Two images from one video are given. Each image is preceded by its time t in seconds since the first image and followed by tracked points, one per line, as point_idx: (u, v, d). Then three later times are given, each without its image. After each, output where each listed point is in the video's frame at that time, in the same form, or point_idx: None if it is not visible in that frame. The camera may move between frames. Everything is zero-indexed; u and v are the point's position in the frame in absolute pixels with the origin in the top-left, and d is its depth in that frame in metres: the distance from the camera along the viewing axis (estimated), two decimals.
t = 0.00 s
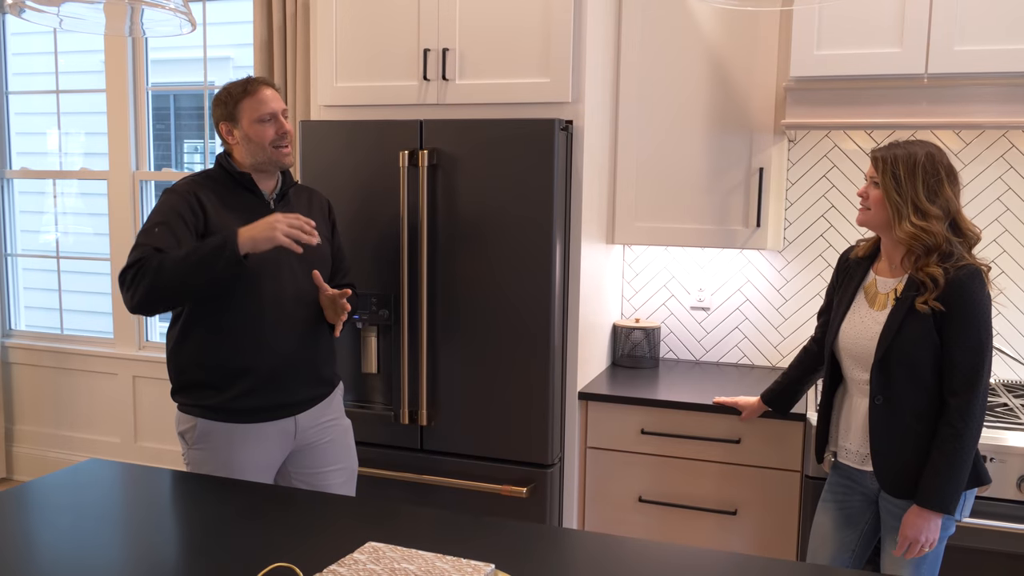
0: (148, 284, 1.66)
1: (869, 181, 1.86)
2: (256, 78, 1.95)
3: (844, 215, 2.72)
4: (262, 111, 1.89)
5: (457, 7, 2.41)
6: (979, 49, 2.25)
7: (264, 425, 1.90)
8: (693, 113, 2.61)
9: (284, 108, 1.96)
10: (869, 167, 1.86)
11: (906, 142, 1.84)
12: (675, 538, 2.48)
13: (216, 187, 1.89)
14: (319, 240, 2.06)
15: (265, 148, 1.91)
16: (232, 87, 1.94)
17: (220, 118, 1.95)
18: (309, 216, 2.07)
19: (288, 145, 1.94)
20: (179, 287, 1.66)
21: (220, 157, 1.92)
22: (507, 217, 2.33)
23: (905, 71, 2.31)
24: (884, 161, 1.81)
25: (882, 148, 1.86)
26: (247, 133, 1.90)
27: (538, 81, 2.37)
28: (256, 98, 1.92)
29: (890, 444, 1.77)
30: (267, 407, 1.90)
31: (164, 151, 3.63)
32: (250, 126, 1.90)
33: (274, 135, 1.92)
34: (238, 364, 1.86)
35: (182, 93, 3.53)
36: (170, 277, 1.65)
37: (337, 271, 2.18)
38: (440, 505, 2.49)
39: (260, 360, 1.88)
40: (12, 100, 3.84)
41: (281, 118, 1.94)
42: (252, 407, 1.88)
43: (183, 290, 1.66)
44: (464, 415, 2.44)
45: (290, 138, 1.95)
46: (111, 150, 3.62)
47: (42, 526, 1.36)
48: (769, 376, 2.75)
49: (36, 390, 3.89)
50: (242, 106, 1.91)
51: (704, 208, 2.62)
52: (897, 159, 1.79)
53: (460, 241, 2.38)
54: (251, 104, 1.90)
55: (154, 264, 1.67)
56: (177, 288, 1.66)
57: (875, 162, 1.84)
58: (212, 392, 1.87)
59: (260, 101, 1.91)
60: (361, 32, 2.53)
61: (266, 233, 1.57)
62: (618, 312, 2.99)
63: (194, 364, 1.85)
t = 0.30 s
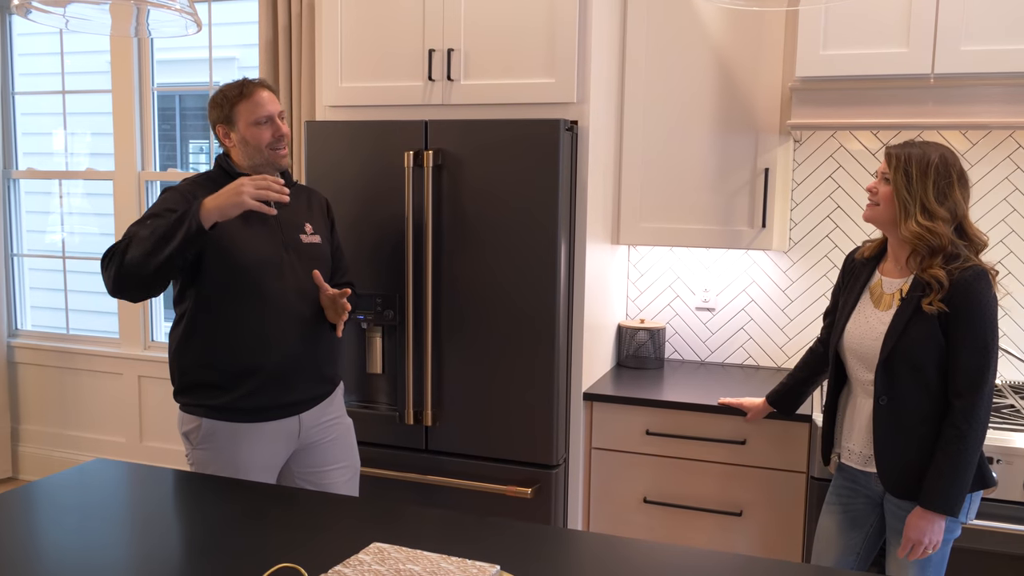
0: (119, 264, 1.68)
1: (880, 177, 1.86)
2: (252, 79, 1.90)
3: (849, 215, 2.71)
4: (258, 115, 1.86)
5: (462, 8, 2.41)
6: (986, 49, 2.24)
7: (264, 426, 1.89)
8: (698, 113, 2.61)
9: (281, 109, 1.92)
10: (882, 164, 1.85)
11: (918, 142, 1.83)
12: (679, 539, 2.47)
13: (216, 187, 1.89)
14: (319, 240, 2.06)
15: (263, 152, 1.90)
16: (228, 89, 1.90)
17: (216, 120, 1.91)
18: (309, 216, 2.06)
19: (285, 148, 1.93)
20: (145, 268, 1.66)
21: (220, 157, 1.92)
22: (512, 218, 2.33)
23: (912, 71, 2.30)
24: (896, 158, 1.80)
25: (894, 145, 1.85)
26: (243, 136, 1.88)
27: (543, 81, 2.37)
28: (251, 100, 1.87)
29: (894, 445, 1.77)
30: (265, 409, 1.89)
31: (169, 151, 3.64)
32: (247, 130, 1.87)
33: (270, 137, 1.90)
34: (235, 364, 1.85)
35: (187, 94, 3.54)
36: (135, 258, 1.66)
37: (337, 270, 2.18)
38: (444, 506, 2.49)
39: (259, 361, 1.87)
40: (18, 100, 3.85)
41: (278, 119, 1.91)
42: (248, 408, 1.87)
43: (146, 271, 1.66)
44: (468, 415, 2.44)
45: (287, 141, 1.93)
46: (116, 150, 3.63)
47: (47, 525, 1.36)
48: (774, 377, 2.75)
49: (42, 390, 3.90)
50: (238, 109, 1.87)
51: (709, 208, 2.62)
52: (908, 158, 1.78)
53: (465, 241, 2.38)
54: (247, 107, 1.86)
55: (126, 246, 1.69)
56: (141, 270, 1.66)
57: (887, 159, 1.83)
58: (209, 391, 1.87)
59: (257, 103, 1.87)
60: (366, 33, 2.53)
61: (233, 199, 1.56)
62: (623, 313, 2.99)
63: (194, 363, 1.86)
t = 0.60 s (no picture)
0: (105, 258, 1.69)
1: (882, 179, 1.85)
2: (251, 80, 1.90)
3: (854, 216, 2.71)
4: (257, 117, 1.86)
5: (467, 8, 2.41)
6: (993, 49, 2.23)
7: (264, 426, 1.89)
8: (703, 113, 2.60)
9: (280, 110, 1.91)
10: (883, 166, 1.84)
11: (920, 143, 1.83)
12: (683, 540, 2.47)
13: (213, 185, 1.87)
14: (319, 239, 2.06)
15: (260, 153, 1.89)
16: (227, 89, 1.89)
17: (215, 120, 1.91)
18: (307, 215, 2.05)
19: (283, 149, 1.92)
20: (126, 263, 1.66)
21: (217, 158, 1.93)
22: (516, 218, 2.33)
23: (917, 72, 2.29)
24: (898, 160, 1.79)
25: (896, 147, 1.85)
26: (241, 137, 1.88)
27: (547, 81, 2.36)
28: (250, 101, 1.87)
29: (899, 446, 1.76)
30: (260, 410, 1.88)
31: (174, 151, 3.65)
32: (244, 131, 1.87)
33: (268, 139, 1.89)
34: (232, 364, 1.85)
35: (192, 94, 3.55)
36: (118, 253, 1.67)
37: (336, 268, 2.18)
38: (448, 505, 2.49)
39: (258, 361, 1.87)
40: (24, 100, 3.86)
41: (276, 121, 1.90)
42: (242, 408, 1.86)
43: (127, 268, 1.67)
44: (472, 415, 2.44)
45: (285, 142, 1.92)
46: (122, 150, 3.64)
47: (52, 525, 1.37)
48: (778, 378, 2.74)
49: (47, 389, 3.91)
50: (236, 110, 1.87)
51: (713, 208, 2.61)
52: (910, 159, 1.78)
53: (469, 242, 2.38)
54: (245, 109, 1.86)
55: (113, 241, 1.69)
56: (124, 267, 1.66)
57: (889, 162, 1.82)
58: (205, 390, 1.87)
59: (255, 105, 1.86)
60: (371, 33, 2.53)
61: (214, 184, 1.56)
62: (627, 313, 2.98)
63: (192, 362, 1.86)
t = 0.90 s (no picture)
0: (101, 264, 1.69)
1: (881, 177, 1.84)
2: (252, 81, 1.90)
3: (857, 216, 2.70)
4: (255, 118, 1.86)
5: (468, 7, 2.41)
6: (996, 49, 2.22)
7: (264, 426, 1.90)
8: (705, 113, 2.60)
9: (279, 113, 1.92)
10: (882, 164, 1.83)
11: (919, 142, 1.82)
12: (685, 541, 2.46)
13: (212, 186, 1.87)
14: (317, 240, 2.06)
15: (257, 154, 1.88)
16: (226, 90, 1.90)
17: (214, 121, 1.92)
18: (305, 215, 2.05)
19: (281, 151, 1.91)
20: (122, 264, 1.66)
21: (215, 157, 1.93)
22: (517, 218, 2.33)
23: (920, 72, 2.28)
24: (897, 158, 1.78)
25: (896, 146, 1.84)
26: (239, 139, 1.88)
27: (549, 81, 2.36)
28: (248, 103, 1.87)
29: (898, 447, 1.75)
30: (259, 411, 1.88)
31: (177, 151, 3.65)
32: (242, 132, 1.87)
33: (266, 140, 1.89)
34: (230, 365, 1.85)
35: (195, 94, 3.55)
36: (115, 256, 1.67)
37: (334, 269, 2.18)
38: (450, 506, 2.49)
39: (257, 362, 1.87)
40: (28, 100, 3.87)
41: (275, 123, 1.91)
42: (240, 409, 1.86)
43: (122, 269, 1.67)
44: (474, 416, 2.44)
45: (283, 144, 1.92)
46: (125, 151, 3.65)
47: (55, 524, 1.37)
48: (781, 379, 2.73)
49: (51, 389, 3.92)
50: (235, 111, 1.88)
51: (716, 208, 2.61)
52: (910, 159, 1.77)
53: (471, 243, 2.38)
54: (245, 110, 1.87)
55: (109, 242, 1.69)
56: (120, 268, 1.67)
57: (888, 160, 1.81)
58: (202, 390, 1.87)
59: (254, 107, 1.87)
60: (372, 33, 2.54)
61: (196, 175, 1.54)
62: (630, 313, 2.98)
63: (191, 363, 1.86)
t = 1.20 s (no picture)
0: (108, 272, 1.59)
1: (881, 178, 1.83)
2: (264, 90, 1.89)
3: (861, 216, 2.69)
4: (264, 129, 1.84)
5: (471, 7, 2.41)
6: (1001, 48, 2.21)
7: (266, 427, 1.90)
8: (708, 112, 2.60)
9: (289, 124, 1.90)
10: (883, 164, 1.82)
11: (918, 141, 1.82)
12: (688, 542, 2.46)
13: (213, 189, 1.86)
14: (318, 241, 2.06)
15: (261, 164, 1.86)
16: (236, 96, 1.87)
17: (221, 124, 1.89)
18: (306, 216, 2.05)
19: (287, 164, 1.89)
20: (132, 284, 1.62)
21: (217, 159, 1.90)
22: (521, 218, 2.32)
23: (925, 72, 2.28)
24: (898, 159, 1.77)
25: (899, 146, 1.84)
26: (245, 147, 1.85)
27: (552, 81, 2.36)
28: (259, 112, 1.85)
29: (898, 448, 1.75)
30: (265, 413, 1.89)
31: (181, 151, 3.66)
32: (249, 141, 1.85)
33: (272, 151, 1.87)
34: (236, 369, 1.86)
35: (200, 94, 3.56)
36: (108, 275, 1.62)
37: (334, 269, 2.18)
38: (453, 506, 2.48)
39: (260, 364, 1.88)
40: (33, 101, 3.88)
41: (283, 135, 1.89)
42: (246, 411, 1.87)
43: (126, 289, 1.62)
44: (477, 416, 2.44)
45: (289, 157, 1.90)
46: (129, 151, 3.66)
47: (57, 523, 1.37)
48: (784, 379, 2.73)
49: (55, 389, 3.93)
50: (244, 120, 1.85)
51: (719, 208, 2.60)
52: (911, 159, 1.76)
53: (475, 243, 2.38)
54: (254, 119, 1.84)
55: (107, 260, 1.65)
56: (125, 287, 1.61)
57: (889, 160, 1.81)
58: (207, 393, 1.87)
59: (263, 117, 1.85)
60: (375, 32, 2.54)
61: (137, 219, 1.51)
62: (633, 313, 2.98)
63: (195, 365, 1.86)
